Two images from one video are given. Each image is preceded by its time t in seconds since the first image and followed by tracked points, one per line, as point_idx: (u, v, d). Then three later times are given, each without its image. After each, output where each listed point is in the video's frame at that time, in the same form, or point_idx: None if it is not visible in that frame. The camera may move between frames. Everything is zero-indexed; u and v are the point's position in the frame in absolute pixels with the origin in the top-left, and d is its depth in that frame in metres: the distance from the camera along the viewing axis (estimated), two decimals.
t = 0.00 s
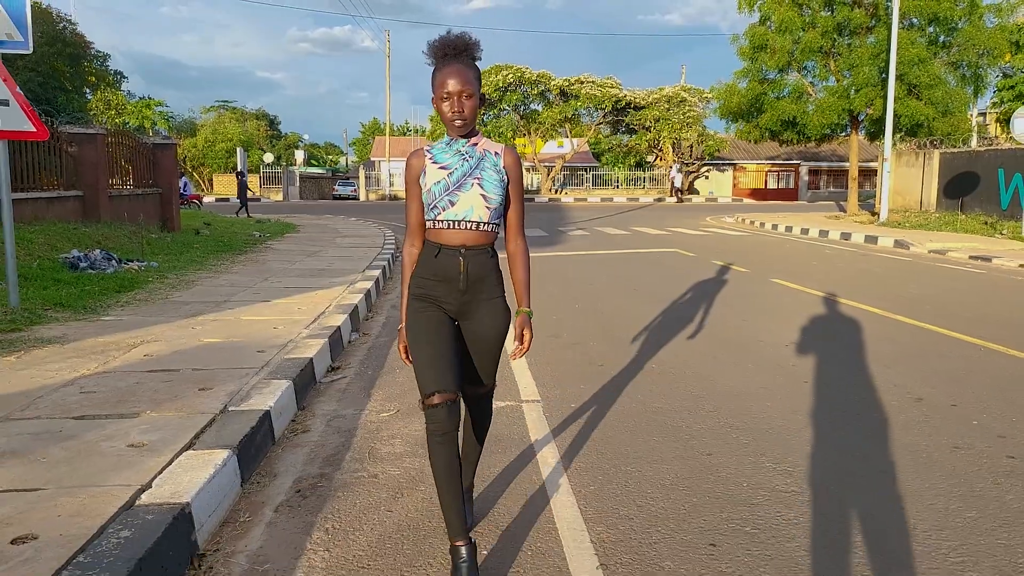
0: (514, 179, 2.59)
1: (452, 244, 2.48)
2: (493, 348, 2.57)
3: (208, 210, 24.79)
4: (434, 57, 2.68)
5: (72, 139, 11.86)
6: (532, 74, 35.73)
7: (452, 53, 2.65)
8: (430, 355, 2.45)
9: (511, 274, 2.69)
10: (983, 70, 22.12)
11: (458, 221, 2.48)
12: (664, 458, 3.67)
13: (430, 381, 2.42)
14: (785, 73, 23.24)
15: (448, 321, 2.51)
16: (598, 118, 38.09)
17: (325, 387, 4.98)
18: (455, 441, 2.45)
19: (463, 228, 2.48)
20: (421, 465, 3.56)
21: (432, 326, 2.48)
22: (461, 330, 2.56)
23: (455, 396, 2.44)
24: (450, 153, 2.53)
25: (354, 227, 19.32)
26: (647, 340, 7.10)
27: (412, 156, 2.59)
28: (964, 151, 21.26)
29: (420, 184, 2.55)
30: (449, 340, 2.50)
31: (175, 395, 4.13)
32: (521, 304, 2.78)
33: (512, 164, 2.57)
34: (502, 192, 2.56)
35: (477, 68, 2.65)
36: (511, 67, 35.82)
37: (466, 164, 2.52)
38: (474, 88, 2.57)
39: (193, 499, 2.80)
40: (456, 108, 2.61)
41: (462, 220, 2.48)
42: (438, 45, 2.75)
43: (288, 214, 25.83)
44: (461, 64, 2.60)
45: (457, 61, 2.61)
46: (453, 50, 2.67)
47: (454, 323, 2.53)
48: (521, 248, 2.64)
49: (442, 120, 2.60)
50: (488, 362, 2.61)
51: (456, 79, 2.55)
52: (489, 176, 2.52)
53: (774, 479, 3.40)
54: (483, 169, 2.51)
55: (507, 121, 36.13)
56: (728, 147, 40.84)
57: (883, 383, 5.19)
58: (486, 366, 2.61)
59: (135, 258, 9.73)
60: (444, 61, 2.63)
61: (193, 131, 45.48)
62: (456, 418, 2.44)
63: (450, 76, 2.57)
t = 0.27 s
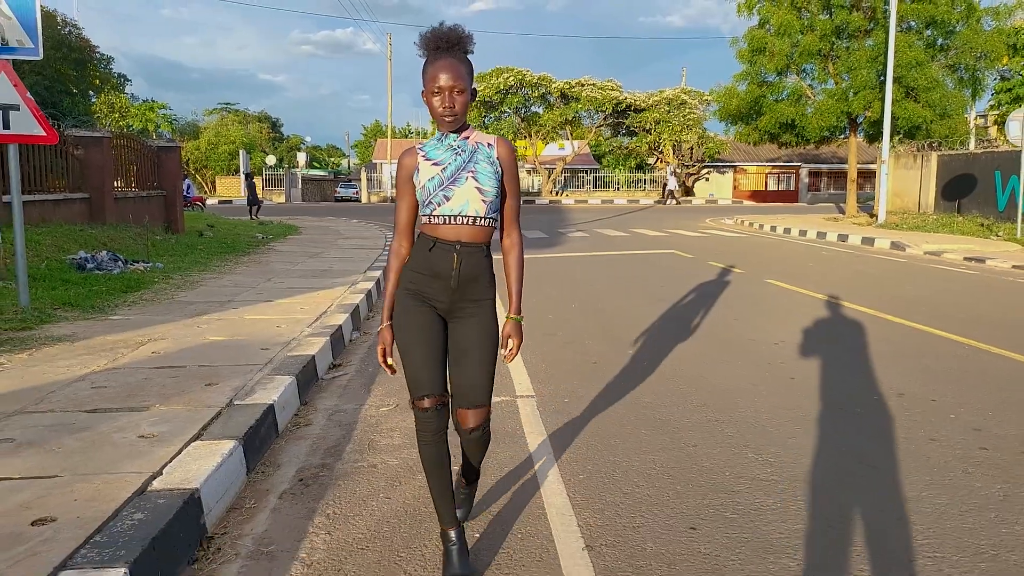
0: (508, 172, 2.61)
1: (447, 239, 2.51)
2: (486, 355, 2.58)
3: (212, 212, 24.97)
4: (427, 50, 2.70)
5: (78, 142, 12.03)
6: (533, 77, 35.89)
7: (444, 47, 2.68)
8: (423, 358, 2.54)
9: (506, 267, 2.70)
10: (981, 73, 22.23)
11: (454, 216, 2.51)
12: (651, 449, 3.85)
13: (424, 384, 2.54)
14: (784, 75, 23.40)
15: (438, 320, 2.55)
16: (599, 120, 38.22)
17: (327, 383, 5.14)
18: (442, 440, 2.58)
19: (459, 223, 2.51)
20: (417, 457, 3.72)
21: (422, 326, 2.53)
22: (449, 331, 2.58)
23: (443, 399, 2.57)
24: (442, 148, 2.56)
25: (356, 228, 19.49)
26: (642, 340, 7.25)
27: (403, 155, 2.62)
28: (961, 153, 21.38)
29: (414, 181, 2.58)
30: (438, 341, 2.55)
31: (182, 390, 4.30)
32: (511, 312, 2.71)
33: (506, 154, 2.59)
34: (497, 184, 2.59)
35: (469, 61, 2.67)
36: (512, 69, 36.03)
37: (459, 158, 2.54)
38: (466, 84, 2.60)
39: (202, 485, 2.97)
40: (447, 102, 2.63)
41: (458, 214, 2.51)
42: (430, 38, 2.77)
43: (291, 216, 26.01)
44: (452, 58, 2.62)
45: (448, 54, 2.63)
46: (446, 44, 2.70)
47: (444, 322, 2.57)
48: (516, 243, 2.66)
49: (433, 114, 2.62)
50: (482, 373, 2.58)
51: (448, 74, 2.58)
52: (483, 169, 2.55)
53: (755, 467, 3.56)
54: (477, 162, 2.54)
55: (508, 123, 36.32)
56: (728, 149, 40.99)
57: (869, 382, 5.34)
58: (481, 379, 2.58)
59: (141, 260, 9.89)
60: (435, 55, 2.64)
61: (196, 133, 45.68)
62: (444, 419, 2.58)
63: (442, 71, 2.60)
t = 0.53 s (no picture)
0: (503, 173, 2.61)
1: (440, 241, 2.49)
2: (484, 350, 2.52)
3: (217, 214, 25.17)
4: (426, 45, 2.64)
5: (87, 145, 12.21)
6: (537, 80, 36.08)
7: (446, 44, 2.62)
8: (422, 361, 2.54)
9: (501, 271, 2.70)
10: (983, 76, 22.34)
11: (448, 217, 2.49)
12: (643, 443, 4.00)
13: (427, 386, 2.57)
14: (786, 78, 23.53)
15: (437, 321, 2.52)
16: (603, 123, 38.40)
17: (331, 381, 5.29)
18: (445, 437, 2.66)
19: (453, 224, 2.49)
20: (418, 450, 3.86)
21: (420, 327, 2.51)
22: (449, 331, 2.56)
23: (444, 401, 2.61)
24: (437, 147, 2.53)
25: (360, 230, 19.70)
26: (640, 341, 7.39)
27: (397, 153, 2.58)
28: (962, 156, 21.49)
29: (408, 180, 2.55)
30: (438, 343, 2.54)
31: (192, 386, 4.46)
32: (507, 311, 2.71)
33: (501, 154, 2.61)
34: (491, 185, 2.57)
35: (470, 61, 2.62)
36: (516, 72, 36.24)
37: (455, 158, 2.52)
38: (466, 85, 2.56)
39: (213, 474, 3.12)
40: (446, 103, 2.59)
41: (452, 215, 2.49)
42: (429, 30, 2.71)
43: (295, 218, 26.20)
44: (453, 57, 2.58)
45: (448, 53, 2.58)
46: (446, 41, 2.64)
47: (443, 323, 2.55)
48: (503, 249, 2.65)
49: (430, 113, 2.58)
50: (479, 370, 2.51)
51: (448, 74, 2.54)
52: (479, 169, 2.53)
53: (743, 461, 3.71)
54: (473, 163, 2.52)
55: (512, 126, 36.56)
56: (731, 151, 41.13)
57: (859, 382, 5.49)
58: (476, 372, 2.50)
59: (149, 261, 10.08)
60: (437, 53, 2.59)
61: (202, 136, 45.95)
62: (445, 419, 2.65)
63: (442, 70, 2.55)
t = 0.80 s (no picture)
0: (500, 188, 2.58)
1: (440, 253, 2.43)
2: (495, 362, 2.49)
3: (226, 215, 25.38)
4: (430, 53, 2.63)
5: (100, 146, 12.43)
6: (544, 82, 36.26)
7: (449, 51, 2.61)
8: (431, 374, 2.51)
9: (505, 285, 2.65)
10: (989, 77, 22.40)
11: (445, 227, 2.43)
12: (640, 435, 4.15)
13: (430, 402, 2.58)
14: (792, 80, 23.61)
15: (445, 334, 2.47)
16: (609, 124, 38.52)
17: (340, 375, 5.45)
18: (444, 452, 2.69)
19: (450, 234, 2.43)
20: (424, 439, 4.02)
21: (428, 341, 2.47)
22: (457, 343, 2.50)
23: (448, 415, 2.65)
24: (436, 156, 2.49)
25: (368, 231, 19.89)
26: (642, 339, 7.54)
27: (393, 160, 2.53)
28: (968, 157, 21.54)
29: (405, 187, 2.50)
30: (448, 355, 2.50)
31: (207, 378, 4.63)
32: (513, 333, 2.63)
33: (500, 170, 2.58)
34: (488, 197, 2.53)
35: (474, 70, 2.62)
36: (523, 74, 36.45)
37: (454, 167, 2.48)
38: (469, 94, 2.55)
39: (229, 459, 3.28)
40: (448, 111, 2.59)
41: (450, 225, 2.43)
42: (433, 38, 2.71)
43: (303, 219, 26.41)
44: (458, 66, 2.58)
45: (452, 62, 2.58)
46: (450, 49, 2.64)
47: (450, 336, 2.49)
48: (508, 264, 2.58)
49: (433, 123, 2.57)
50: (487, 381, 2.47)
51: (452, 83, 2.53)
52: (477, 181, 2.50)
53: (736, 450, 3.86)
54: (471, 174, 2.48)
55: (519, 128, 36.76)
56: (738, 153, 41.21)
57: (855, 379, 5.63)
58: (487, 384, 2.46)
59: (161, 260, 10.27)
60: (440, 61, 2.58)
61: (211, 137, 46.25)
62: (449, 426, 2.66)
63: (445, 79, 2.55)
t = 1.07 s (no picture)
0: (505, 172, 2.59)
1: (442, 236, 2.47)
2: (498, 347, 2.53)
3: (235, 212, 25.63)
4: (434, 36, 2.61)
5: (112, 143, 12.63)
6: (551, 79, 36.40)
7: (453, 36, 2.59)
8: (432, 355, 2.51)
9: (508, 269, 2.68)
10: (994, 75, 22.46)
11: (447, 210, 2.47)
12: (637, 421, 4.34)
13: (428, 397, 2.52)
14: (798, 78, 23.71)
15: (448, 320, 2.52)
16: (616, 122, 38.65)
17: (350, 364, 5.64)
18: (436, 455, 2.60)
19: (452, 218, 2.47)
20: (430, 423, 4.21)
21: (431, 326, 2.50)
22: (461, 326, 2.55)
23: (446, 420, 2.58)
24: (440, 139, 2.51)
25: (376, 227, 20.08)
26: (643, 334, 7.72)
27: (399, 142, 2.56)
28: (972, 155, 21.62)
29: (408, 169, 2.53)
30: (449, 340, 2.53)
31: (223, 366, 4.83)
32: (527, 312, 2.67)
33: (505, 156, 2.57)
34: (493, 181, 2.55)
35: (478, 53, 2.59)
36: (529, 71, 36.58)
37: (457, 150, 2.50)
38: (474, 78, 2.54)
39: (247, 439, 3.46)
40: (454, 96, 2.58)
41: (452, 208, 2.47)
42: (438, 21, 2.66)
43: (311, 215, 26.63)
44: (462, 50, 2.56)
45: (456, 46, 2.56)
46: (454, 33, 2.61)
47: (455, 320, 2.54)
48: (518, 249, 2.62)
49: (437, 106, 2.56)
50: (491, 363, 2.52)
51: (456, 67, 2.52)
52: (480, 165, 2.51)
53: (729, 435, 4.04)
54: (474, 158, 2.49)
55: (525, 125, 36.95)
56: (745, 150, 41.28)
57: (849, 373, 5.81)
58: (491, 367, 2.52)
59: (173, 255, 10.49)
60: (444, 45, 2.56)
61: (219, 134, 46.55)
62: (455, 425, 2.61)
63: (450, 63, 2.54)
